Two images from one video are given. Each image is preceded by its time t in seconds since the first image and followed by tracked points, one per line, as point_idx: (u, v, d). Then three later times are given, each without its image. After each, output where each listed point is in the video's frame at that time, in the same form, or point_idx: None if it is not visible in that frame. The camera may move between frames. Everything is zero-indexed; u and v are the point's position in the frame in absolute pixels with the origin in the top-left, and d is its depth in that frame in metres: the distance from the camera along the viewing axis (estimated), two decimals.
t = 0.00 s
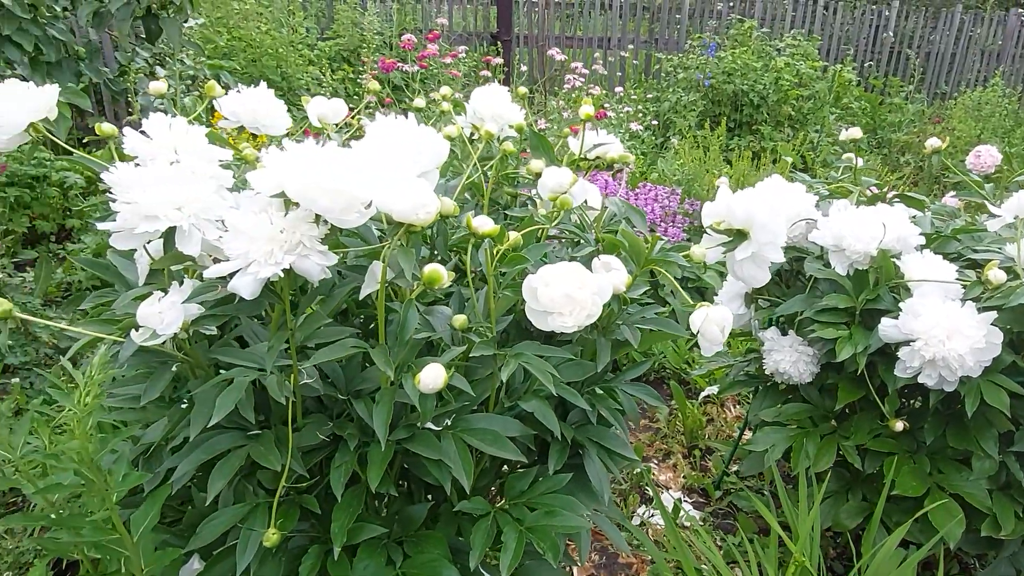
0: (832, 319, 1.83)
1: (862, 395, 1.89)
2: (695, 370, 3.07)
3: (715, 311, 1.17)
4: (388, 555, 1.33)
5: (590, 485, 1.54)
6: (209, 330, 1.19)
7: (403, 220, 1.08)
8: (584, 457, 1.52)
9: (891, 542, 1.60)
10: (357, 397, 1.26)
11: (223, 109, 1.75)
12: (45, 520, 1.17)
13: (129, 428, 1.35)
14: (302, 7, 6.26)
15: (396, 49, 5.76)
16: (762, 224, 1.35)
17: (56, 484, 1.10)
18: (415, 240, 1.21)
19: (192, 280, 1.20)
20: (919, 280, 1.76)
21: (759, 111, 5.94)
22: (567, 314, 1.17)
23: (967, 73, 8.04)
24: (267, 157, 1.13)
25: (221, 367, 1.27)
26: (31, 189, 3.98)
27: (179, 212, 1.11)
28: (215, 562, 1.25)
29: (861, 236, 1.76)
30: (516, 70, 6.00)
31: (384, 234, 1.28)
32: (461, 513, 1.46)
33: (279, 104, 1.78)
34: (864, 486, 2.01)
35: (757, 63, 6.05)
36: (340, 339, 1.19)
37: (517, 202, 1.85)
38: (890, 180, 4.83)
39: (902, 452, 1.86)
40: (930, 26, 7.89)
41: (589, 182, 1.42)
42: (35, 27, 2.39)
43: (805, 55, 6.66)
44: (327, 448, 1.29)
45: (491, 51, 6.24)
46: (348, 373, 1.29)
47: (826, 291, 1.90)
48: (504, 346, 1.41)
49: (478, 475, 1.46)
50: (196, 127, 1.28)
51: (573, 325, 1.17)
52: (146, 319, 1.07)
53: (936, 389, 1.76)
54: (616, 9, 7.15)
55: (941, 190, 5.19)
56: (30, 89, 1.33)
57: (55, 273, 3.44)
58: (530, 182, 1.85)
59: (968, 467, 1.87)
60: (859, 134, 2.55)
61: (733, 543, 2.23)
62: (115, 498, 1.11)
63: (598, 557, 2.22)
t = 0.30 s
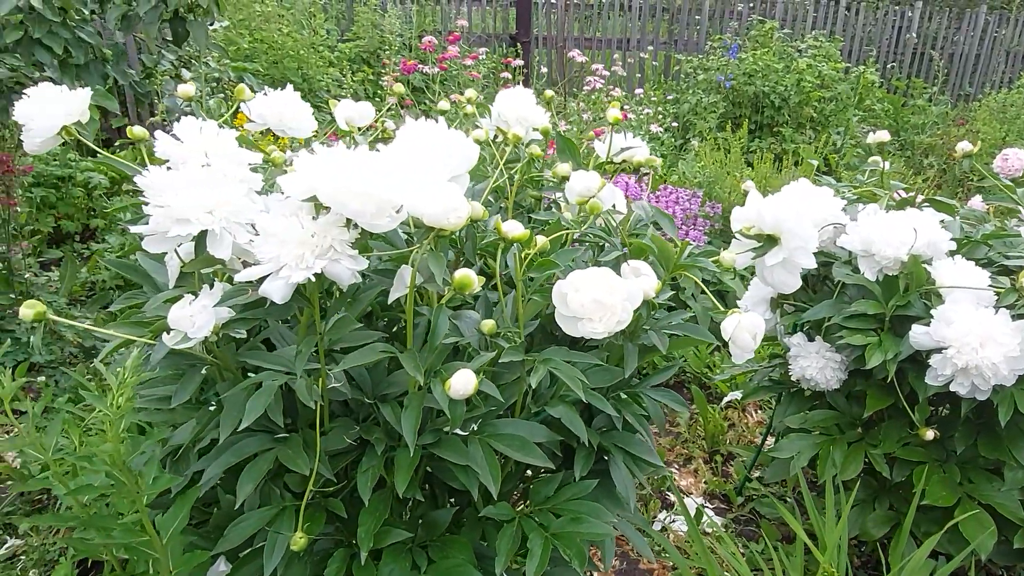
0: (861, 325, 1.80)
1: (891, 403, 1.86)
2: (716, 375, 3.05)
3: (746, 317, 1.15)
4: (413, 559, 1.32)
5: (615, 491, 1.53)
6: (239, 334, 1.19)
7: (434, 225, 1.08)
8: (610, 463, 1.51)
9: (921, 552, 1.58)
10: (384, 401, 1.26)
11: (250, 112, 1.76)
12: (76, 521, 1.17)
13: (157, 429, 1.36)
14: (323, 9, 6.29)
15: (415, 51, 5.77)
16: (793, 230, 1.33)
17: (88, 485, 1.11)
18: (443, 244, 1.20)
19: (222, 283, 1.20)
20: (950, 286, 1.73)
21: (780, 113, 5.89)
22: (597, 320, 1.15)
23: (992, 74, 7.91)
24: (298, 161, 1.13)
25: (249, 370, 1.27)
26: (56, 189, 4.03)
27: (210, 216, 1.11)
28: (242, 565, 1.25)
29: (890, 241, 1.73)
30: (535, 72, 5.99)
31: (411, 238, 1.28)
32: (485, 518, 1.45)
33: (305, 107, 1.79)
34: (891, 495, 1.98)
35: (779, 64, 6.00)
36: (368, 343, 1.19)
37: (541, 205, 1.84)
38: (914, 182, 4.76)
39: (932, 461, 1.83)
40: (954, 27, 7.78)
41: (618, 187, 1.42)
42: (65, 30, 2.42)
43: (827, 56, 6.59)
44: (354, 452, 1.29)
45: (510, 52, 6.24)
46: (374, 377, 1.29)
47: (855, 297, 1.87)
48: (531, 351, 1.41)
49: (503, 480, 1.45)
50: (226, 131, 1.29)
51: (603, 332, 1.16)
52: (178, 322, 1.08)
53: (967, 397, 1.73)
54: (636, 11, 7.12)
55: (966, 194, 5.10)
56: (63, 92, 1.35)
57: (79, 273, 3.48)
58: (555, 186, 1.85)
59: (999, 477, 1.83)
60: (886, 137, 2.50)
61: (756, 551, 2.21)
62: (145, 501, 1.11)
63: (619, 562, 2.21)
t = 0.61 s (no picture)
0: (888, 330, 1.77)
1: (918, 409, 1.82)
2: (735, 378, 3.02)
3: (777, 322, 1.13)
4: (434, 565, 1.31)
5: (639, 497, 1.50)
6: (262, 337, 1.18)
7: (459, 228, 1.06)
8: (633, 469, 1.49)
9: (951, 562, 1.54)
10: (407, 405, 1.25)
11: (271, 113, 1.76)
12: (99, 524, 1.17)
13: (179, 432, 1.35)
14: (339, 10, 6.31)
15: (431, 52, 5.77)
16: (823, 232, 1.30)
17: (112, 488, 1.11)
18: (468, 247, 1.19)
19: (245, 286, 1.20)
20: (981, 291, 1.70)
21: (798, 113, 5.83)
22: (624, 324, 1.14)
23: (1014, 74, 7.79)
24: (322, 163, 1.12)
25: (271, 373, 1.27)
26: (76, 189, 4.06)
27: (234, 218, 1.10)
28: (263, 569, 1.24)
29: (919, 244, 1.70)
30: (551, 72, 5.97)
31: (434, 241, 1.26)
32: (506, 523, 1.43)
33: (326, 108, 1.78)
34: (917, 502, 1.94)
35: (797, 64, 5.94)
36: (392, 347, 1.18)
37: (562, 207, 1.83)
38: (935, 184, 4.69)
39: (961, 468, 1.79)
40: (974, 26, 7.68)
41: (643, 189, 1.40)
42: (87, 32, 2.43)
43: (845, 56, 6.52)
44: (376, 457, 1.28)
45: (525, 53, 6.23)
46: (397, 381, 1.28)
47: (881, 301, 1.84)
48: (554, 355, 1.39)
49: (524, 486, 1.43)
50: (249, 132, 1.28)
51: (631, 337, 1.14)
52: (202, 325, 1.07)
53: (998, 404, 1.69)
54: (652, 11, 7.08)
55: (989, 195, 5.02)
56: (87, 93, 1.35)
57: (98, 273, 3.50)
58: (576, 188, 1.83)
59: None
60: (912, 137, 2.43)
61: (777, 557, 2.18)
62: (168, 505, 1.11)
63: (638, 569, 2.18)
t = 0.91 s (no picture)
0: (908, 335, 1.75)
1: (938, 415, 1.79)
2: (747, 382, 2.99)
3: (800, 328, 1.11)
4: (449, 573, 1.29)
5: (655, 504, 1.48)
6: (276, 342, 1.17)
7: (477, 232, 1.04)
8: (650, 476, 1.47)
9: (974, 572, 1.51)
10: (422, 410, 1.23)
11: (284, 114, 1.75)
12: (112, 530, 1.16)
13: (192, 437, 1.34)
14: (348, 11, 6.31)
15: (441, 52, 5.76)
16: (845, 236, 1.28)
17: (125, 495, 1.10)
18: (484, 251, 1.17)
19: (259, 290, 1.18)
20: (1003, 296, 1.66)
21: (809, 114, 5.79)
22: (644, 330, 1.12)
23: None
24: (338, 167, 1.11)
25: (285, 378, 1.25)
26: (86, 190, 4.07)
27: (249, 222, 1.09)
28: None
29: (939, 248, 1.67)
30: (560, 72, 5.96)
31: (450, 245, 1.25)
32: (521, 531, 1.42)
33: (339, 110, 1.77)
34: (936, 509, 1.92)
35: (808, 65, 5.90)
36: (407, 353, 1.17)
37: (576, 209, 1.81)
38: (948, 185, 4.65)
39: (981, 475, 1.77)
40: (987, 26, 7.61)
41: (660, 192, 1.38)
42: (99, 32, 2.43)
43: (857, 56, 6.48)
44: (390, 463, 1.26)
45: (535, 54, 6.22)
46: (411, 387, 1.27)
47: (900, 305, 1.81)
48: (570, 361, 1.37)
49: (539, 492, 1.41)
50: (263, 135, 1.27)
51: (651, 343, 1.12)
52: (216, 330, 1.05)
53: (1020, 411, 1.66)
54: (661, 11, 7.05)
55: (1003, 198, 4.96)
56: (100, 95, 1.33)
57: (109, 273, 3.51)
58: (590, 190, 1.81)
59: None
60: (930, 139, 2.38)
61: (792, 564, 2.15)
62: (181, 513, 1.09)
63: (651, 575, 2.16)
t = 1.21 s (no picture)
0: (925, 339, 1.72)
1: (955, 421, 1.77)
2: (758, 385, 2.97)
3: (820, 334, 1.09)
4: None
5: (668, 511, 1.46)
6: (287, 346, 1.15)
7: (491, 236, 1.03)
8: (664, 482, 1.45)
9: None
10: (434, 416, 1.22)
11: (293, 114, 1.74)
12: (121, 536, 1.15)
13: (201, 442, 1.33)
14: (356, 11, 6.30)
15: (448, 52, 5.75)
16: (863, 240, 1.26)
17: (136, 500, 1.09)
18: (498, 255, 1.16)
19: (270, 294, 1.17)
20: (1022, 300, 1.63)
21: (819, 114, 5.75)
22: (660, 336, 1.10)
23: None
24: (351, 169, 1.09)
25: (295, 382, 1.24)
26: (95, 190, 4.08)
27: (260, 224, 1.08)
28: None
29: (956, 251, 1.64)
30: (568, 73, 5.94)
31: (462, 249, 1.23)
32: (533, 537, 1.40)
33: (350, 111, 1.76)
34: (951, 516, 1.89)
35: (818, 65, 5.86)
36: (420, 357, 1.15)
37: (587, 211, 1.79)
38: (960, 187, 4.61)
39: (999, 482, 1.74)
40: (997, 27, 7.56)
41: (675, 194, 1.36)
42: (109, 33, 2.42)
43: (867, 57, 6.43)
44: (402, 469, 1.25)
45: (542, 54, 6.20)
46: (423, 391, 1.25)
47: (916, 309, 1.79)
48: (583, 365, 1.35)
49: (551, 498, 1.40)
50: (274, 136, 1.26)
51: (667, 348, 1.10)
52: (227, 334, 1.04)
53: None
54: (669, 11, 7.02)
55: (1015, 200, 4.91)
56: (110, 96, 1.33)
57: (117, 273, 3.51)
58: (602, 192, 1.79)
59: None
60: (945, 141, 2.36)
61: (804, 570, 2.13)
62: (191, 519, 1.08)
63: None
